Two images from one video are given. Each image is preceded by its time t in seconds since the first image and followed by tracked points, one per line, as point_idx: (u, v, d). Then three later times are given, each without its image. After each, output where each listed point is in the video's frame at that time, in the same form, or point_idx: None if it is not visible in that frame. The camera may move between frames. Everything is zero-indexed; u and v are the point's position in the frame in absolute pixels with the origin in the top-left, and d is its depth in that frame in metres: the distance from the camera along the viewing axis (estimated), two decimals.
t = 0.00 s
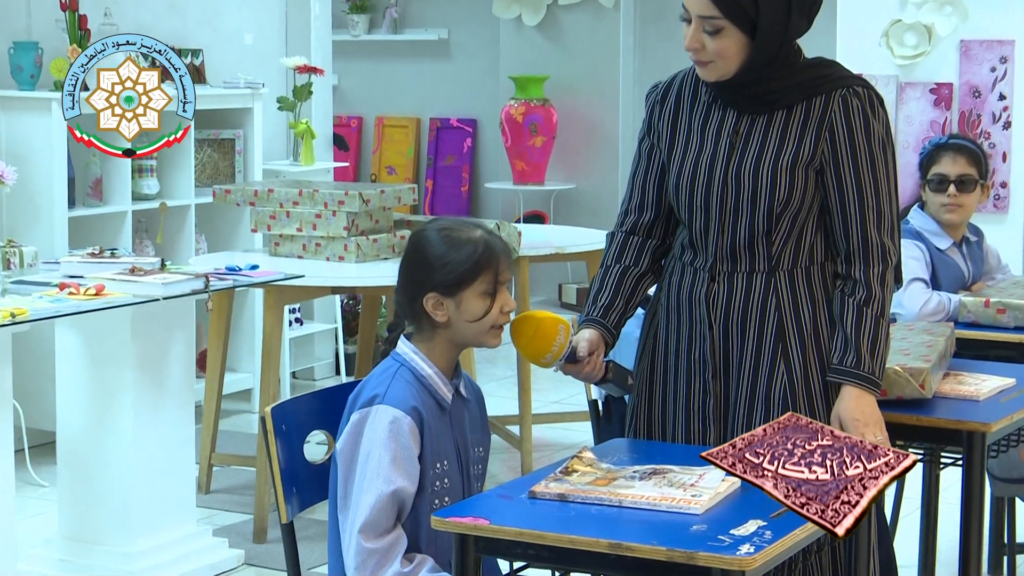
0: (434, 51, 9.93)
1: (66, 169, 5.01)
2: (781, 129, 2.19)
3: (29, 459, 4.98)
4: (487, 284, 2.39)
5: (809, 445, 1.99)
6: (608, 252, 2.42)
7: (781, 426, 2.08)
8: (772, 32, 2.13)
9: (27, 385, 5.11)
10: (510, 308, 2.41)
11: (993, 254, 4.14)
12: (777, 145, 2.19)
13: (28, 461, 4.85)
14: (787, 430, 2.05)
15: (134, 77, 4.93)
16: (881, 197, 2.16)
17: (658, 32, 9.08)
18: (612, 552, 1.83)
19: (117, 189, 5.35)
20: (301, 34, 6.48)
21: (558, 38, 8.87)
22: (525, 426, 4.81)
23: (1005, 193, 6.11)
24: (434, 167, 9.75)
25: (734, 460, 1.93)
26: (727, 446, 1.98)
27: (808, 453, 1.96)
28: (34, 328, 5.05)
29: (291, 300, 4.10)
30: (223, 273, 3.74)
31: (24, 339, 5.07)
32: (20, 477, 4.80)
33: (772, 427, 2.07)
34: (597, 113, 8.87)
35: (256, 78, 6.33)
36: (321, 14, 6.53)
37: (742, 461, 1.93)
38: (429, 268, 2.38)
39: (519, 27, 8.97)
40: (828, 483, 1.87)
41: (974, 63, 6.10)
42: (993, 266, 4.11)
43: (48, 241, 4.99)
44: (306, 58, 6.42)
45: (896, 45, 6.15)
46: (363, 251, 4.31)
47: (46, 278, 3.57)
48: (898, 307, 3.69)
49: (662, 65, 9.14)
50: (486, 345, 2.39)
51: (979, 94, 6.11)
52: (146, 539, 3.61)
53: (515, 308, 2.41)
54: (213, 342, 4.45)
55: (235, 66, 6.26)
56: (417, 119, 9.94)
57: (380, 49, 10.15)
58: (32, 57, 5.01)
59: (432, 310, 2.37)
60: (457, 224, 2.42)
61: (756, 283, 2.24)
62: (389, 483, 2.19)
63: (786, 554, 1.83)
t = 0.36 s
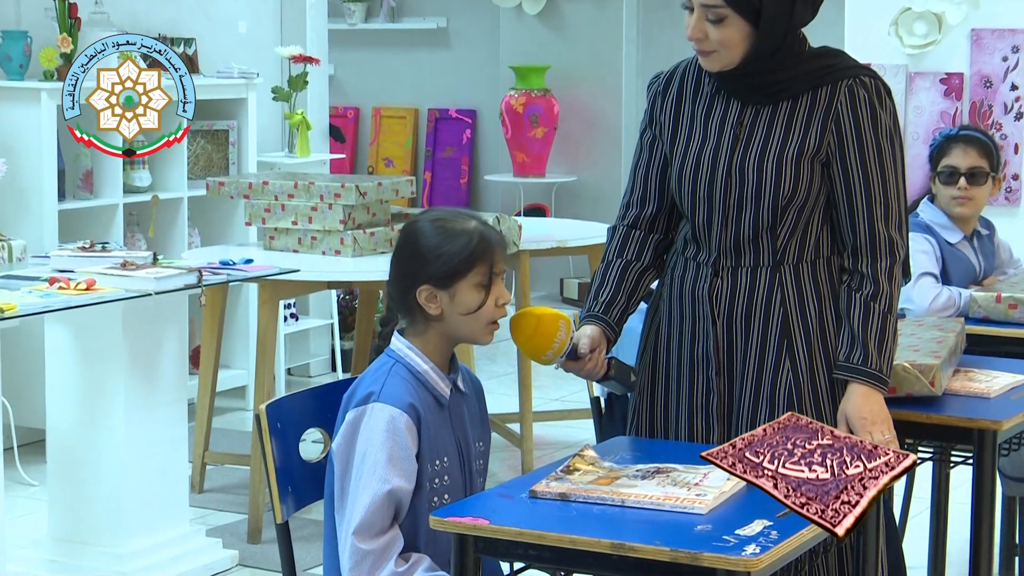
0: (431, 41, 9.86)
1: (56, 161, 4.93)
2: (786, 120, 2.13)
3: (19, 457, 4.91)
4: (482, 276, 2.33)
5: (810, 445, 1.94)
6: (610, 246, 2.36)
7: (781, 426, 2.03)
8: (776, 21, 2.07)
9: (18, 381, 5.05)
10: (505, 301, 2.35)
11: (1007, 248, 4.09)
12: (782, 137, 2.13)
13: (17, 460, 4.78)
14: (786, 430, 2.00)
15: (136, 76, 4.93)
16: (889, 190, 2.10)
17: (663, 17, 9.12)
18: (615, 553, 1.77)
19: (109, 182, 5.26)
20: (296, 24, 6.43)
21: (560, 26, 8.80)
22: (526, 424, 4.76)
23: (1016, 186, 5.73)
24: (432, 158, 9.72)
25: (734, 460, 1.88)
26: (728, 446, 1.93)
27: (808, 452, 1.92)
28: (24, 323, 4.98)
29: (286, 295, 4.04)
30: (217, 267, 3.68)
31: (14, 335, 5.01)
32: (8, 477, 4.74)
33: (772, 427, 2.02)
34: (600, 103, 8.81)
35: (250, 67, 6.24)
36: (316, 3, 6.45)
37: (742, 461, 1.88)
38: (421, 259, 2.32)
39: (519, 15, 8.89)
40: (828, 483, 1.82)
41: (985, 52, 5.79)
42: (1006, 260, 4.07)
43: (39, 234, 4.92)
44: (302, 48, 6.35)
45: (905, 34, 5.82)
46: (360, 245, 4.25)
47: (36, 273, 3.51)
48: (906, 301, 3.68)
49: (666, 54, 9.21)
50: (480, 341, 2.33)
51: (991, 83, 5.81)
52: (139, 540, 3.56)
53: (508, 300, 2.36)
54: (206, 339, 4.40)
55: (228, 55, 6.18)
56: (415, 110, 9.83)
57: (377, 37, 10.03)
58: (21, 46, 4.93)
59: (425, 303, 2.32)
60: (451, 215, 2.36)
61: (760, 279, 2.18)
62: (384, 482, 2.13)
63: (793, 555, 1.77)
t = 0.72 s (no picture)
0: (431, 31, 9.79)
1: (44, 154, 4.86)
2: (790, 112, 2.08)
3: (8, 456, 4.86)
4: (485, 272, 2.27)
5: (811, 445, 1.90)
6: (611, 240, 2.31)
7: (781, 426, 1.98)
8: (779, 10, 2.02)
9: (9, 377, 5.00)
10: (510, 297, 2.29)
11: (1017, 243, 4.05)
12: (786, 129, 2.08)
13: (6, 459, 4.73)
14: (787, 430, 1.96)
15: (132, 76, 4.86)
16: (895, 184, 2.05)
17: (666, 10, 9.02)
18: (617, 554, 1.72)
19: (99, 174, 5.19)
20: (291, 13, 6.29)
21: (560, 16, 8.74)
22: (526, 423, 4.70)
23: None
24: (430, 151, 9.60)
25: (733, 460, 1.85)
26: (728, 446, 1.89)
27: (808, 451, 1.88)
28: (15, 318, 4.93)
29: (280, 291, 3.98)
30: (210, 263, 3.62)
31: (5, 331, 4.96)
32: None
33: (772, 427, 1.97)
34: (603, 94, 8.74)
35: (243, 57, 6.15)
36: None
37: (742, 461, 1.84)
38: (423, 256, 2.26)
39: (520, 5, 8.83)
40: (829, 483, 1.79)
41: (997, 42, 5.54)
42: (1016, 254, 4.03)
43: (27, 229, 4.85)
44: (298, 38, 6.26)
45: (914, 24, 5.63)
46: (356, 240, 4.19)
47: (25, 269, 3.47)
48: (915, 297, 3.70)
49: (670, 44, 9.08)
50: (487, 336, 2.28)
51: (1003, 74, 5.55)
52: (132, 541, 3.51)
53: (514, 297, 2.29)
54: (199, 336, 4.34)
55: (219, 46, 6.08)
56: (413, 101, 9.79)
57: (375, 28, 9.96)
58: (9, 37, 4.87)
59: (427, 300, 2.26)
60: (453, 209, 2.31)
61: (763, 274, 2.13)
62: (382, 483, 2.08)
63: (800, 557, 1.72)
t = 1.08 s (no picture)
0: (428, 19, 9.70)
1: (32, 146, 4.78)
2: (794, 104, 2.02)
3: None
4: (472, 267, 2.22)
5: (812, 443, 1.85)
6: (610, 236, 2.25)
7: (780, 426, 1.93)
8: None
9: None
10: (498, 293, 2.23)
11: None
12: (790, 121, 2.02)
13: None
14: (787, 430, 1.90)
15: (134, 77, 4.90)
16: (902, 179, 1.99)
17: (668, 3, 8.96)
18: (619, 558, 1.66)
19: (89, 168, 5.12)
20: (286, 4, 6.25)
21: (562, 8, 8.67)
22: (526, 423, 4.64)
23: None
24: (428, 144, 9.58)
25: (733, 459, 1.80)
26: (728, 445, 1.84)
27: (809, 450, 1.83)
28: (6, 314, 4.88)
29: (274, 288, 3.92)
30: (202, 259, 3.56)
31: None
32: None
33: (772, 427, 1.92)
34: (605, 88, 8.68)
35: (236, 48, 6.07)
36: None
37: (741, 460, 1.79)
38: (409, 250, 2.22)
39: None
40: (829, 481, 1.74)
41: (1008, 33, 5.65)
42: None
43: (15, 223, 4.77)
44: (293, 29, 6.21)
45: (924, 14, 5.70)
46: (352, 235, 4.14)
47: (13, 264, 3.41)
48: (923, 295, 3.63)
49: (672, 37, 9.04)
50: (471, 333, 2.22)
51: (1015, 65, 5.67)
52: (122, 544, 3.46)
53: (501, 291, 2.23)
54: (191, 333, 4.29)
55: (214, 36, 5.99)
56: (410, 93, 9.73)
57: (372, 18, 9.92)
58: None
59: (413, 295, 2.21)
60: (440, 203, 2.27)
61: (767, 271, 2.07)
62: (379, 486, 2.02)
63: (805, 561, 1.66)
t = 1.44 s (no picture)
0: (425, 9, 9.63)
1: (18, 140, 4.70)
2: (803, 94, 1.95)
3: None
4: (472, 264, 2.15)
5: (812, 442, 1.79)
6: (613, 231, 2.18)
7: (779, 426, 1.86)
8: None
9: None
10: (498, 291, 2.15)
11: None
12: (799, 112, 1.95)
13: None
14: (787, 430, 1.84)
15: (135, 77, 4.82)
16: (915, 172, 1.92)
17: None
18: (622, 562, 1.59)
19: (75, 161, 5.04)
20: None
21: None
22: (526, 424, 4.57)
23: None
24: (425, 136, 9.47)
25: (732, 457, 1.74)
26: (727, 444, 1.78)
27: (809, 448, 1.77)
28: None
29: (266, 284, 3.86)
30: (192, 253, 3.48)
31: None
32: None
33: (771, 426, 1.85)
34: (607, 77, 8.59)
35: (227, 37, 5.96)
36: None
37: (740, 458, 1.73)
38: (407, 245, 2.15)
39: None
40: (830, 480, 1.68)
41: None
42: None
43: None
44: (285, 16, 6.14)
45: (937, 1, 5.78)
46: (347, 230, 4.07)
47: None
48: (937, 290, 3.59)
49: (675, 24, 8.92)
50: (470, 333, 2.14)
51: None
52: (107, 548, 3.39)
53: (501, 289, 2.16)
54: (181, 332, 4.22)
55: (204, 24, 5.87)
56: (407, 83, 9.66)
57: (368, 9, 9.86)
58: None
59: (410, 292, 2.14)
60: (440, 197, 2.19)
61: (775, 266, 2.00)
62: (375, 487, 1.95)
63: (814, 565, 1.59)
